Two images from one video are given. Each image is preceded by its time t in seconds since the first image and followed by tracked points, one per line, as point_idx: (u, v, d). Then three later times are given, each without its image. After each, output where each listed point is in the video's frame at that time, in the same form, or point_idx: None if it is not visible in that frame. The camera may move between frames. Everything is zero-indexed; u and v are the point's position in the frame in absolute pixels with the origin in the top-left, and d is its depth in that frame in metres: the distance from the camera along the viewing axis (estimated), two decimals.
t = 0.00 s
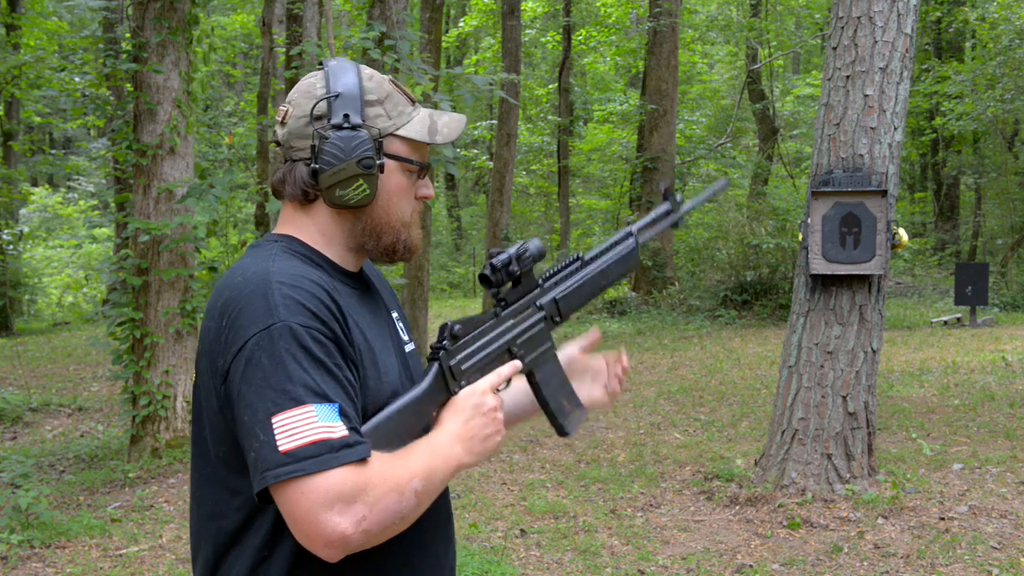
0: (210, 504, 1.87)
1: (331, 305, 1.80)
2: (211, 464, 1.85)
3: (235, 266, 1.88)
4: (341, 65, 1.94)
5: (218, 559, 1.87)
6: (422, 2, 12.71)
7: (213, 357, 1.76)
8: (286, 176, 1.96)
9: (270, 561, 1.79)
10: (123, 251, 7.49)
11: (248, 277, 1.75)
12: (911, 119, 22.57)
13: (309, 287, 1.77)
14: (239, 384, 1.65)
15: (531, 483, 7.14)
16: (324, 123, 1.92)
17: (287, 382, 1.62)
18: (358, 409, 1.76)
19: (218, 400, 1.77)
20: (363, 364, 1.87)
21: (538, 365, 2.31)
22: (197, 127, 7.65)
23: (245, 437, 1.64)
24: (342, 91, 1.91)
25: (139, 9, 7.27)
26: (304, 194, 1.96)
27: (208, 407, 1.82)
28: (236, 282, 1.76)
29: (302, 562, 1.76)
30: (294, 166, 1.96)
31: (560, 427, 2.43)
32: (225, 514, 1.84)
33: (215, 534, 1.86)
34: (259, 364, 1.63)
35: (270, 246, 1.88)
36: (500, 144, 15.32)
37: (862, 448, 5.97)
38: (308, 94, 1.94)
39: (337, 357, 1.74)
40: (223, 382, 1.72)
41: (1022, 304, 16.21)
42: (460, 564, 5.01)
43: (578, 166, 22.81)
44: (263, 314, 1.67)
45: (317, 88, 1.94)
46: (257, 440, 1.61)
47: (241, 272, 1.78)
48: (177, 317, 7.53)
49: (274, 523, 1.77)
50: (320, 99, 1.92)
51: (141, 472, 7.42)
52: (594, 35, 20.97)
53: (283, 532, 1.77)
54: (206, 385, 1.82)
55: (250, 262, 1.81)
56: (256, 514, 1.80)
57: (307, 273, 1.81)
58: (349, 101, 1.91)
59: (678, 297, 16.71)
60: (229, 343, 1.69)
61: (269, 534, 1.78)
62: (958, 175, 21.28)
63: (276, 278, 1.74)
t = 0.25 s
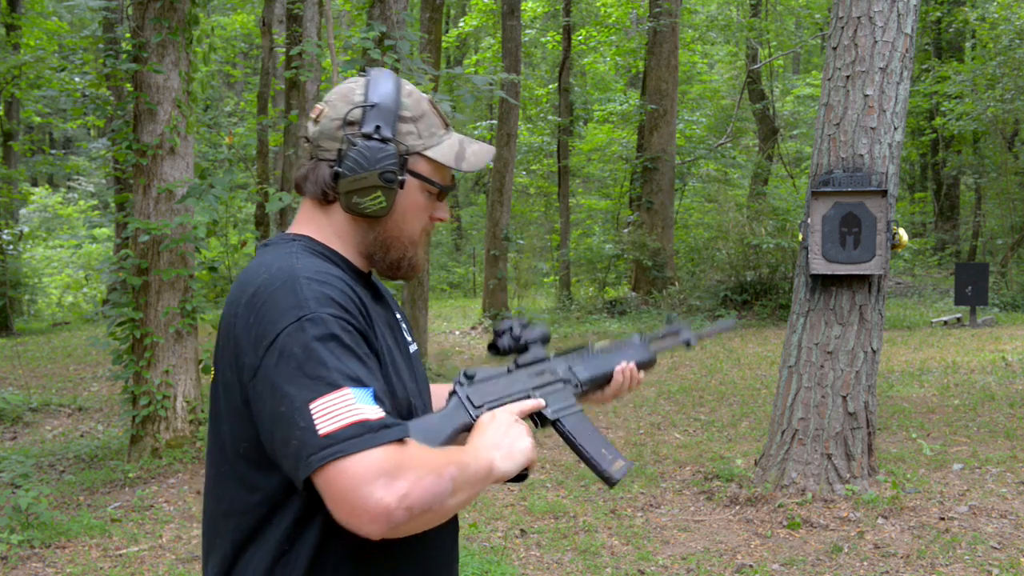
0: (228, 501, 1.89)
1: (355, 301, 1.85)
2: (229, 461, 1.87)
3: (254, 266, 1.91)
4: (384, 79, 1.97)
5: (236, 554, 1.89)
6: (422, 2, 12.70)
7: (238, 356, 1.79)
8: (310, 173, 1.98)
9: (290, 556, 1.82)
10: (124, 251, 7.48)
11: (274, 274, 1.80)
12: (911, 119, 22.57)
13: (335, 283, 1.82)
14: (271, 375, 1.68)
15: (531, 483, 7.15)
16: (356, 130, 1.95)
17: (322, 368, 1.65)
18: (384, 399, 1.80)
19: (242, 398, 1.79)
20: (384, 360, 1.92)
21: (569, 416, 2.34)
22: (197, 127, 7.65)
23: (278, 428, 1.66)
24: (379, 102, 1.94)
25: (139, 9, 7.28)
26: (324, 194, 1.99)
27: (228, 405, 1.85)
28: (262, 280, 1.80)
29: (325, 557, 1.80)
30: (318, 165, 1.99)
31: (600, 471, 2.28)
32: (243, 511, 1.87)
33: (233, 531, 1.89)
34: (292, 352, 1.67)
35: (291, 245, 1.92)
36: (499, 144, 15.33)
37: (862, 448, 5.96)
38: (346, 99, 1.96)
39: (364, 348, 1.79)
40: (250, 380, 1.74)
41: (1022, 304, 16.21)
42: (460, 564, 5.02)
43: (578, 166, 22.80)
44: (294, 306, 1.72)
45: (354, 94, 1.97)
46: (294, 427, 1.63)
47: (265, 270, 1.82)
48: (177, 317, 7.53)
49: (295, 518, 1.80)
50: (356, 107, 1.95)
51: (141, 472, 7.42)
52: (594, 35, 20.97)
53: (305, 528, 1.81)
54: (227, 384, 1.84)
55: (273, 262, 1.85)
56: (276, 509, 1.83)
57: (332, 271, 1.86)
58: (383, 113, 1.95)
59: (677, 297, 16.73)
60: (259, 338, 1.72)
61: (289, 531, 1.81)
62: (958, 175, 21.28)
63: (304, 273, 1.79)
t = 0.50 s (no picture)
0: (254, 488, 1.88)
1: (387, 284, 1.84)
2: (257, 446, 1.86)
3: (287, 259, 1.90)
4: (443, 93, 1.97)
5: (259, 538, 1.88)
6: (422, 2, 12.70)
7: (272, 340, 1.77)
8: (357, 171, 1.97)
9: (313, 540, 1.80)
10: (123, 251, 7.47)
11: (309, 259, 1.78)
12: (911, 120, 22.58)
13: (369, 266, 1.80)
14: (310, 349, 1.65)
15: (531, 483, 7.15)
16: (407, 136, 1.94)
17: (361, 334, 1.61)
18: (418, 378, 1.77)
19: (275, 382, 1.78)
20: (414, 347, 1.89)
21: (573, 419, 2.29)
22: (197, 127, 7.66)
23: (318, 401, 1.62)
24: (433, 113, 1.94)
25: (139, 8, 7.28)
26: (366, 194, 1.97)
27: (259, 389, 1.84)
28: (297, 264, 1.79)
29: (349, 544, 1.78)
30: (366, 165, 1.98)
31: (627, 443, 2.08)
32: (269, 495, 1.85)
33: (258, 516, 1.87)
34: (331, 324, 1.64)
35: (322, 237, 1.90)
36: (500, 144, 15.34)
37: (862, 449, 5.96)
38: (403, 106, 1.97)
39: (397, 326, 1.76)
40: (286, 361, 1.72)
41: (1021, 304, 16.21)
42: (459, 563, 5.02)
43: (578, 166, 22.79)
44: (330, 282, 1.70)
45: (412, 102, 1.97)
46: (337, 393, 1.57)
47: (299, 257, 1.81)
48: (178, 317, 7.54)
49: (321, 502, 1.79)
50: (411, 115, 1.96)
51: (141, 472, 7.42)
52: (595, 35, 20.98)
53: (330, 513, 1.80)
54: (259, 370, 1.83)
55: (306, 250, 1.84)
56: (302, 493, 1.82)
57: (364, 258, 1.85)
58: (435, 123, 1.94)
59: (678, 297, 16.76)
60: (297, 315, 1.70)
61: (313, 517, 1.80)
62: (958, 175, 21.29)
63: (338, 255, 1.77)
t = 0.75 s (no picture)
0: (276, 474, 1.93)
1: (411, 279, 1.89)
2: (281, 433, 1.91)
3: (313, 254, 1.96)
4: (479, 106, 2.04)
5: (283, 524, 1.93)
6: (422, 2, 12.70)
7: (299, 328, 1.83)
8: (389, 171, 2.01)
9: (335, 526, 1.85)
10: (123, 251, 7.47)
11: (336, 252, 1.84)
12: (911, 119, 22.57)
13: (394, 260, 1.85)
14: (338, 335, 1.70)
15: (531, 483, 7.15)
16: (441, 141, 2.00)
17: (388, 322, 1.67)
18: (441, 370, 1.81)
19: (302, 370, 1.83)
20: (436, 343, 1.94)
21: (583, 415, 2.30)
22: (196, 127, 7.66)
23: (344, 386, 1.67)
24: (467, 121, 2.00)
25: (139, 9, 7.28)
26: (398, 193, 2.01)
27: (284, 377, 1.89)
28: (325, 256, 1.84)
29: (372, 531, 1.83)
30: (398, 167, 2.03)
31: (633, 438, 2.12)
32: (293, 481, 1.90)
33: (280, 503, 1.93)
34: (359, 312, 1.69)
35: (348, 231, 1.95)
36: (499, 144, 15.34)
37: (862, 449, 5.96)
38: (440, 113, 2.04)
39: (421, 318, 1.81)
40: (315, 348, 1.77)
41: (1022, 304, 16.20)
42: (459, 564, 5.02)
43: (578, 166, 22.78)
44: (358, 273, 1.76)
45: (448, 111, 2.04)
46: (361, 377, 1.63)
47: (326, 251, 1.87)
48: (178, 317, 7.54)
49: (344, 489, 1.84)
50: (446, 121, 2.02)
51: (141, 472, 7.42)
52: (595, 35, 20.97)
53: (354, 499, 1.84)
54: (286, 359, 1.88)
55: (333, 244, 1.89)
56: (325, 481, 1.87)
57: (390, 254, 1.90)
58: (468, 131, 1.99)
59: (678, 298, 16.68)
60: (324, 304, 1.75)
61: (338, 503, 1.85)
62: (958, 175, 21.28)
63: (365, 250, 1.83)
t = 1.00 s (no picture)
0: (292, 463, 1.93)
1: (428, 275, 1.88)
2: (298, 423, 1.92)
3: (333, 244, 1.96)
4: (499, 107, 2.05)
5: (297, 514, 1.93)
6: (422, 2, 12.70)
7: (318, 318, 1.83)
8: (409, 171, 2.02)
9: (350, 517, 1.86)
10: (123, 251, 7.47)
11: (356, 244, 1.84)
12: (911, 119, 22.57)
13: (412, 255, 1.85)
14: (354, 327, 1.70)
15: (531, 483, 7.15)
16: (461, 142, 2.01)
17: (404, 317, 1.67)
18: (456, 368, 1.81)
19: (320, 360, 1.84)
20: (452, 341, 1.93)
21: (593, 415, 2.30)
22: (196, 127, 7.66)
23: (359, 379, 1.67)
24: (487, 122, 2.01)
25: (139, 9, 7.28)
26: (417, 193, 2.02)
27: (302, 367, 1.90)
28: (344, 248, 1.85)
29: (386, 525, 1.83)
30: (418, 167, 2.03)
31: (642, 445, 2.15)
32: (308, 471, 1.91)
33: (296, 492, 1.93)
34: (375, 306, 1.69)
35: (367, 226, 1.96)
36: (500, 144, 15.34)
37: (862, 449, 5.96)
38: (460, 115, 2.05)
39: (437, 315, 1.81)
40: (332, 340, 1.78)
41: (1022, 304, 16.20)
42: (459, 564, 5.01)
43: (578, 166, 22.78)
44: (377, 265, 1.75)
45: (468, 113, 2.06)
46: (373, 371, 1.64)
47: (346, 243, 1.87)
48: (178, 317, 7.54)
49: (358, 481, 1.85)
50: (466, 122, 2.03)
51: (141, 472, 7.42)
52: (595, 35, 20.97)
53: (368, 492, 1.85)
54: (305, 349, 1.89)
55: (354, 236, 1.89)
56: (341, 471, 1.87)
57: (407, 249, 1.90)
58: (488, 130, 2.00)
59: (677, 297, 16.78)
60: (342, 294, 1.75)
61: (352, 494, 1.85)
62: (958, 175, 21.27)
63: (384, 244, 1.83)
